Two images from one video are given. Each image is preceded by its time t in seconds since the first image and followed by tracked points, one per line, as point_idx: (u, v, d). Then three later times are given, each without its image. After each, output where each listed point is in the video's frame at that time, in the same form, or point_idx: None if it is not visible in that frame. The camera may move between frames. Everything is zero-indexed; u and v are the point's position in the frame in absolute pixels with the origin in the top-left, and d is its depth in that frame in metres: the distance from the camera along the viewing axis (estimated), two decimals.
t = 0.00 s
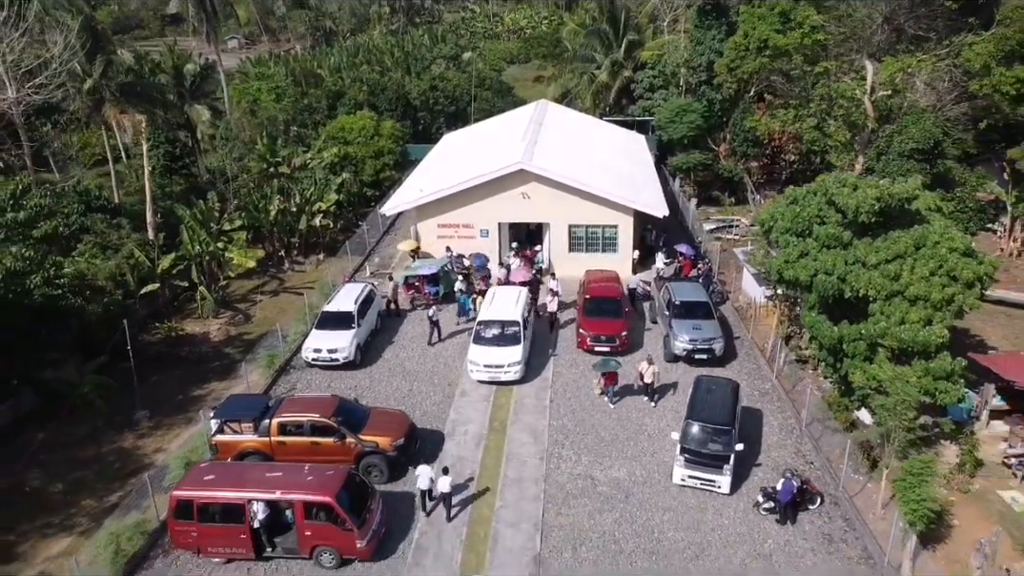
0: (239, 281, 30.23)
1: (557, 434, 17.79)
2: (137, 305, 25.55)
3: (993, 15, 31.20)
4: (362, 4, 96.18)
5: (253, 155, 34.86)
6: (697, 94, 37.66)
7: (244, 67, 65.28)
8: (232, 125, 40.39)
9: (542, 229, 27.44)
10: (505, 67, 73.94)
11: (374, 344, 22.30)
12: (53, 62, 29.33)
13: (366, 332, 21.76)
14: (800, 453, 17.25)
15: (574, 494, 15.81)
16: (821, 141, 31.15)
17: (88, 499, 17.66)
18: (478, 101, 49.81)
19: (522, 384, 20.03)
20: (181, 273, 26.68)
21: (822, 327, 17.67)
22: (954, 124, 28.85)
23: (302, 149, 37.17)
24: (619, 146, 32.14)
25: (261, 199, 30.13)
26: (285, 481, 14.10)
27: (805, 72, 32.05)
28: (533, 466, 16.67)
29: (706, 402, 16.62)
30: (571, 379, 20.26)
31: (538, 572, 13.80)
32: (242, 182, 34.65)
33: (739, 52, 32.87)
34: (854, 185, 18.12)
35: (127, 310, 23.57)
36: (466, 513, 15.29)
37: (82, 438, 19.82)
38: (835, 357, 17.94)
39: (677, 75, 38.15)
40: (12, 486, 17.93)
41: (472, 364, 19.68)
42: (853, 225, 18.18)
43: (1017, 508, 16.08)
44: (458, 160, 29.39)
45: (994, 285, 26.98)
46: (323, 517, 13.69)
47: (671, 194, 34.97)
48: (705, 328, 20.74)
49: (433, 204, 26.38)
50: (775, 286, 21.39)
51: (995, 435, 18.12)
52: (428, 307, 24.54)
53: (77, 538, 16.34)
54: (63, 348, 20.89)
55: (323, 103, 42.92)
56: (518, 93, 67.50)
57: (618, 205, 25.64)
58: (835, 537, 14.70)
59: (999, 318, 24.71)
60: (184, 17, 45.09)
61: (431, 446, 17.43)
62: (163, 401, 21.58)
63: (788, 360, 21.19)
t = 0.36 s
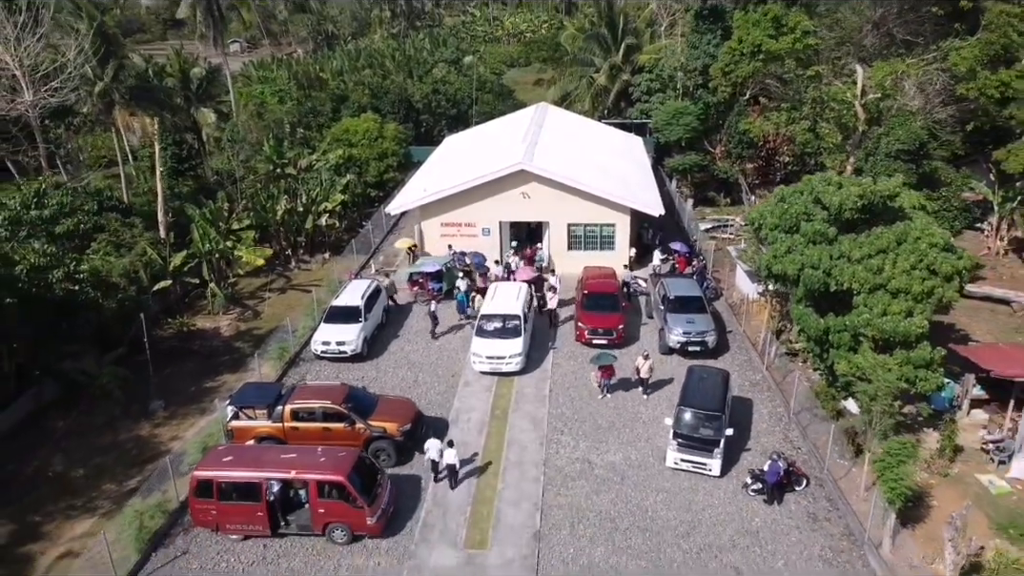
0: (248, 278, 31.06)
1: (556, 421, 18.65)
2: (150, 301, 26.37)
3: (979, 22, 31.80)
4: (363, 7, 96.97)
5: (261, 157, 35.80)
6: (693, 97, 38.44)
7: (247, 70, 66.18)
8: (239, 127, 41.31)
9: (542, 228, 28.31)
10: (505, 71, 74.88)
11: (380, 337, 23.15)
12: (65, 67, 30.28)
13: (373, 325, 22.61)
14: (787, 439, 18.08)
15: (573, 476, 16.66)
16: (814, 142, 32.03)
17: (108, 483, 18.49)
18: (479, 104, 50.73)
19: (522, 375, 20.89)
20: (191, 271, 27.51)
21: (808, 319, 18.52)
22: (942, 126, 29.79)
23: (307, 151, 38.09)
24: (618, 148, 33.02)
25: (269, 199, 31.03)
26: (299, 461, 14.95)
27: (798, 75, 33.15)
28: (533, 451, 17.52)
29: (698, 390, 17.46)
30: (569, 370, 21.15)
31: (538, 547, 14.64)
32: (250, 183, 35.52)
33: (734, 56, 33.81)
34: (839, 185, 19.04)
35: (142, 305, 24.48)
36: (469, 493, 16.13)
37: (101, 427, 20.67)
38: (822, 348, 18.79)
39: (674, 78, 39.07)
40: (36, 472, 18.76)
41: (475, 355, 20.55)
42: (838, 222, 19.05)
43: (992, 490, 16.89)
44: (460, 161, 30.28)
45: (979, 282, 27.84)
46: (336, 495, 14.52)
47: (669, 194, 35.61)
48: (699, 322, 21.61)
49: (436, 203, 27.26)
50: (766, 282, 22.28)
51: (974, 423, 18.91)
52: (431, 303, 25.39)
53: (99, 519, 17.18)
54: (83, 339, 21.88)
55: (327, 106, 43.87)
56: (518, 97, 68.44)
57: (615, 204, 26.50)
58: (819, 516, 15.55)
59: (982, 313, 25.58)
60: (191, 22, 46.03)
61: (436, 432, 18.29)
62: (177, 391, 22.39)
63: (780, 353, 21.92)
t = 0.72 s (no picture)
0: (256, 278, 31.94)
1: (556, 413, 19.53)
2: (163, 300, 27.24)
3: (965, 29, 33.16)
4: (364, 11, 97.76)
5: (268, 160, 36.71)
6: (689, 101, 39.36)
7: (251, 74, 67.12)
8: (247, 131, 42.25)
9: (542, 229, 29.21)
10: (506, 75, 75.84)
11: (386, 334, 24.02)
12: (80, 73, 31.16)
13: (379, 322, 23.49)
14: (776, 429, 18.93)
15: (571, 464, 17.53)
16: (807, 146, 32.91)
17: (127, 472, 19.33)
18: (480, 109, 51.66)
19: (523, 369, 21.76)
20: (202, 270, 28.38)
21: (796, 315, 19.43)
22: (931, 130, 30.49)
23: (313, 154, 39.04)
24: (616, 152, 33.92)
25: (276, 201, 31.94)
26: (313, 448, 15.81)
27: (790, 81, 34.00)
28: (533, 440, 18.39)
29: (690, 382, 18.34)
30: (568, 365, 22.04)
31: (538, 528, 15.49)
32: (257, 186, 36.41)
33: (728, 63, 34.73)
34: (824, 187, 20.01)
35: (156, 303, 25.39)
36: (473, 479, 17.00)
37: (119, 419, 21.52)
38: (809, 343, 19.69)
39: (671, 83, 40.06)
40: (58, 461, 19.61)
41: (477, 350, 21.43)
42: (824, 223, 19.99)
43: (970, 477, 17.70)
44: (463, 165, 31.19)
45: (966, 282, 28.73)
46: (347, 479, 15.38)
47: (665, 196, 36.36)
48: (692, 318, 22.47)
49: (439, 205, 28.16)
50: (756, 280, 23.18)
51: (956, 414, 19.75)
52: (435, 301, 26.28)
53: (120, 504, 18.04)
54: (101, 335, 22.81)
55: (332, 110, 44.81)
56: (518, 101, 69.38)
57: (613, 206, 27.38)
58: (804, 500, 16.41)
59: (967, 311, 26.46)
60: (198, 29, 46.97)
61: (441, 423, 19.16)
62: (191, 386, 23.25)
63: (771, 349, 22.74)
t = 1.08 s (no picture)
0: (264, 279, 32.86)
1: (555, 406, 20.45)
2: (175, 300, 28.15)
3: (952, 37, 33.91)
4: (365, 16, 98.66)
5: (274, 164, 37.66)
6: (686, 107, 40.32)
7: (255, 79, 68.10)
8: (254, 136, 43.23)
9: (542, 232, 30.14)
10: (506, 79, 76.83)
11: (391, 332, 24.92)
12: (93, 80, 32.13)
13: (385, 321, 24.40)
14: (765, 421, 19.82)
15: (569, 453, 18.44)
16: (799, 150, 33.81)
17: (146, 463, 20.21)
18: (481, 113, 52.64)
19: (523, 365, 22.67)
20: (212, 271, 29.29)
21: (783, 312, 20.36)
22: (920, 135, 31.20)
23: (318, 158, 40.01)
24: (613, 156, 34.89)
25: (283, 204, 32.88)
26: (325, 437, 16.72)
27: (784, 88, 35.04)
28: (534, 432, 19.30)
29: (683, 376, 19.27)
30: (567, 361, 22.95)
31: (538, 513, 16.38)
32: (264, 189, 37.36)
33: (723, 70, 36.03)
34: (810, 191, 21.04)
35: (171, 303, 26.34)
36: (477, 468, 17.91)
37: (136, 413, 22.41)
38: (796, 339, 20.61)
39: (668, 89, 41.11)
40: (80, 452, 20.49)
41: (480, 347, 22.35)
42: (810, 225, 20.96)
43: (949, 467, 18.51)
44: (465, 168, 32.14)
45: (952, 283, 29.68)
46: (358, 466, 16.28)
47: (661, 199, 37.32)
48: (687, 317, 23.39)
49: (442, 208, 29.09)
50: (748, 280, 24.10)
51: (938, 407, 20.65)
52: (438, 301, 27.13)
53: (140, 493, 18.92)
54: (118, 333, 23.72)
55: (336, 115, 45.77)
56: (519, 105, 70.32)
57: (610, 209, 28.33)
58: (790, 487, 17.31)
59: (952, 311, 27.38)
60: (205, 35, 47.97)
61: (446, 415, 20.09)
62: (204, 382, 24.15)
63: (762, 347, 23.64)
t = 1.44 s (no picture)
0: (270, 280, 33.75)
1: (553, 401, 21.32)
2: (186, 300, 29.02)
3: (938, 46, 35.10)
4: (366, 20, 99.58)
5: (280, 168, 38.61)
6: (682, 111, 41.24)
7: (259, 82, 69.10)
8: (260, 140, 44.18)
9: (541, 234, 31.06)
10: (506, 83, 77.78)
11: (395, 330, 25.79)
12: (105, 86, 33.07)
13: (389, 319, 25.25)
14: (755, 415, 20.69)
15: (567, 445, 19.31)
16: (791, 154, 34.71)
17: (161, 454, 21.08)
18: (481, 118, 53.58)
19: (523, 362, 23.53)
20: (221, 272, 30.17)
21: (772, 311, 21.29)
22: (908, 140, 32.52)
23: (323, 162, 40.96)
24: (611, 160, 35.80)
25: (290, 207, 33.80)
26: (335, 428, 17.59)
27: (778, 94, 36.23)
28: (533, 424, 20.18)
29: (676, 371, 20.15)
30: (565, 358, 23.84)
31: (537, 500, 17.24)
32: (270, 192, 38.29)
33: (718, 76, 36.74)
34: (797, 195, 22.09)
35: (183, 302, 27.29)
36: (478, 458, 18.79)
37: (150, 407, 23.28)
38: (784, 337, 21.53)
39: (665, 94, 42.10)
40: (97, 444, 21.35)
41: (481, 345, 23.22)
42: (798, 227, 21.91)
43: (930, 458, 19.32)
44: (466, 172, 33.06)
45: (939, 283, 30.59)
46: (366, 455, 17.15)
47: (657, 202, 38.25)
48: (680, 316, 24.28)
49: (444, 211, 30.00)
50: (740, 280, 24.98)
51: (921, 402, 21.53)
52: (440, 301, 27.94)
53: (156, 483, 19.79)
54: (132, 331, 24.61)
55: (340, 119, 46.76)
56: (519, 109, 71.21)
57: (607, 213, 29.23)
58: (777, 476, 18.17)
59: (939, 310, 28.27)
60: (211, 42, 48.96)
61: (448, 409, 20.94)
62: (215, 378, 25.02)
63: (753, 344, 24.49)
